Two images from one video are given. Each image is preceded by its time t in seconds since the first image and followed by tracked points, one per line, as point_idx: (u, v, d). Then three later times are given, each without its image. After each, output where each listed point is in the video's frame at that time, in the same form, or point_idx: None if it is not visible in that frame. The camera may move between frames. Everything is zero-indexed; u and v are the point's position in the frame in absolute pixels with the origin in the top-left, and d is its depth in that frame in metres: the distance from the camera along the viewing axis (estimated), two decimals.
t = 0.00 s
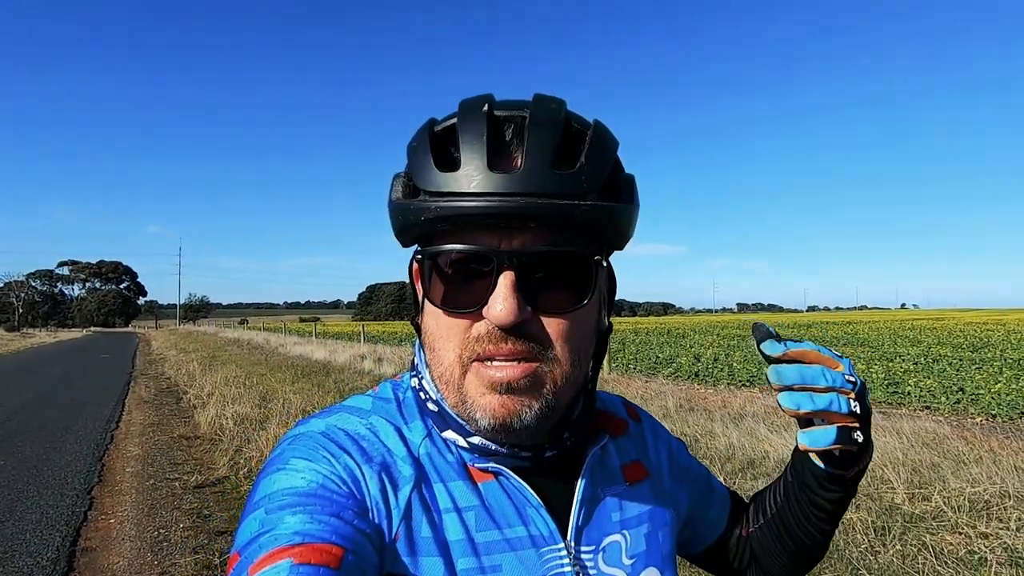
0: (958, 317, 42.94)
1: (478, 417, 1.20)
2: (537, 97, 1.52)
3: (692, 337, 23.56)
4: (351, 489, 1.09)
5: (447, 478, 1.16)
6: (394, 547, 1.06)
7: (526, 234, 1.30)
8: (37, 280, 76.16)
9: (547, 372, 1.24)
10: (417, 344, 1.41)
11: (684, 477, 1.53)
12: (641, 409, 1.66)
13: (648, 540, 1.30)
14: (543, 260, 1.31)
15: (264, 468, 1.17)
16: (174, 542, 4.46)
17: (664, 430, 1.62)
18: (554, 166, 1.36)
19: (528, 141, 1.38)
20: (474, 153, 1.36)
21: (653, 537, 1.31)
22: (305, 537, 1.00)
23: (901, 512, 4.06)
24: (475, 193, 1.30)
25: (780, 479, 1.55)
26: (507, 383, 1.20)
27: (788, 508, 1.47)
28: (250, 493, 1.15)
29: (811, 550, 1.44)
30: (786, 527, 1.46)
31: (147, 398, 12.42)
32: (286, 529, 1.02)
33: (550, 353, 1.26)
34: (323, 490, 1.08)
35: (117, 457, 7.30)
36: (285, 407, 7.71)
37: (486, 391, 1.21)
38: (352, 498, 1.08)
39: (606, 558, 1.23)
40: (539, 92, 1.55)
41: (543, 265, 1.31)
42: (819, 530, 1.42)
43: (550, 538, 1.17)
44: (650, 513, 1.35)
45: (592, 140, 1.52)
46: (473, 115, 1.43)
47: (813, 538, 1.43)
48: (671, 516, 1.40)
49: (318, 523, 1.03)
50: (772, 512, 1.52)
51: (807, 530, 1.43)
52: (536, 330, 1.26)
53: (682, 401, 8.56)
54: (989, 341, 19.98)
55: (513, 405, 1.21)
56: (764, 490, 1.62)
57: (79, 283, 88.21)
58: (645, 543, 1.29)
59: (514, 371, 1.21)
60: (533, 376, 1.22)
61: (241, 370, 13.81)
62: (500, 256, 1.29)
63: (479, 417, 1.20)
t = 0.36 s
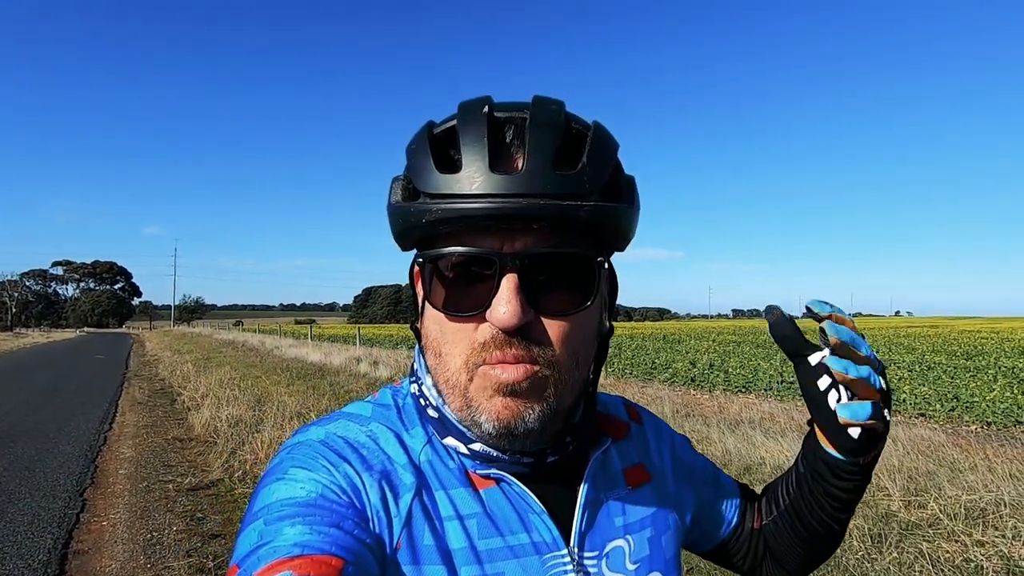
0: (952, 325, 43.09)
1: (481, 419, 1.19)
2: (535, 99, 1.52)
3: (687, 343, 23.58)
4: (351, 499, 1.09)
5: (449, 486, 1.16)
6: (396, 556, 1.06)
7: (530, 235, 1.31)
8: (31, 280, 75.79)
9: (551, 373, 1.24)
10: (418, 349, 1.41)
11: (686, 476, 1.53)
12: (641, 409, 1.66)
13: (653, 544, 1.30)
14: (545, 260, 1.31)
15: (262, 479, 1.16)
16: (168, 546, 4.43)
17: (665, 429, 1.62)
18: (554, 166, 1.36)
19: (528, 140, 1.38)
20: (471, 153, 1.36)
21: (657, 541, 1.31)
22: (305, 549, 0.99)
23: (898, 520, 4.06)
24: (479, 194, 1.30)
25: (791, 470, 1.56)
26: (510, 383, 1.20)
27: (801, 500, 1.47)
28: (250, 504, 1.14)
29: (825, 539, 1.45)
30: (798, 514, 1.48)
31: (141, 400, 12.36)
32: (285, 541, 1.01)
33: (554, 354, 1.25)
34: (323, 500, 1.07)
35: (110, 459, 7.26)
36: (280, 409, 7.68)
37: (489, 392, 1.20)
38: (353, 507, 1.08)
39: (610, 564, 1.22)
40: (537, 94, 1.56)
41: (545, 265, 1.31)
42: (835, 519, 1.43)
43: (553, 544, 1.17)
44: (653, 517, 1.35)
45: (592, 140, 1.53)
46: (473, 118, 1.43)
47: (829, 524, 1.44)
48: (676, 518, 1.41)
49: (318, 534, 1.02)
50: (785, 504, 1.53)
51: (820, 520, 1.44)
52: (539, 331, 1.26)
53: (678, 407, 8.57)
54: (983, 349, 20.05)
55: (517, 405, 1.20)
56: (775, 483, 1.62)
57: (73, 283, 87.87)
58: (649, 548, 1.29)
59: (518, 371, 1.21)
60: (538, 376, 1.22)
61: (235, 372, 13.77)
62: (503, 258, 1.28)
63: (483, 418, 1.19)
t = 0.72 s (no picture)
0: (951, 331, 43.10)
1: (536, 425, 1.20)
2: (503, 100, 1.53)
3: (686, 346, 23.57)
4: (345, 504, 1.08)
5: (445, 489, 1.17)
6: (390, 561, 1.06)
7: (549, 235, 1.32)
8: (30, 277, 75.66)
9: (583, 368, 1.27)
10: (416, 367, 1.38)
11: (687, 474, 1.52)
12: (638, 407, 1.66)
13: (650, 549, 1.28)
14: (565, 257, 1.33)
15: (255, 485, 1.15)
16: (163, 545, 4.42)
17: (663, 426, 1.60)
18: (561, 163, 1.40)
19: (530, 145, 1.41)
20: (484, 164, 1.32)
21: (656, 545, 1.30)
22: (297, 556, 0.98)
23: (896, 526, 4.06)
24: (502, 207, 1.27)
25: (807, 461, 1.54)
26: (560, 386, 1.21)
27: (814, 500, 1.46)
28: (239, 511, 1.13)
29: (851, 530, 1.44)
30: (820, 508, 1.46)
31: (138, 399, 12.32)
32: (277, 548, 0.99)
33: (583, 349, 1.28)
34: (315, 506, 1.06)
35: (107, 458, 7.24)
36: (278, 409, 7.66)
37: (541, 399, 1.20)
38: (346, 513, 1.07)
39: (608, 568, 1.22)
40: (499, 94, 1.56)
41: (564, 264, 1.33)
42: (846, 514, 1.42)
43: (551, 548, 1.16)
44: (652, 521, 1.33)
45: (570, 133, 1.57)
46: (465, 128, 1.39)
47: (854, 514, 1.42)
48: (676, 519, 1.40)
49: (310, 541, 1.01)
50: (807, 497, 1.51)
51: (839, 512, 1.43)
52: (570, 328, 1.28)
53: (676, 411, 8.55)
54: (983, 355, 20.05)
55: (566, 405, 1.22)
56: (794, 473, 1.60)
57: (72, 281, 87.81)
58: (646, 554, 1.27)
59: (565, 372, 1.22)
60: (576, 372, 1.25)
61: (232, 372, 13.74)
62: (534, 263, 1.28)
63: (537, 424, 1.20)
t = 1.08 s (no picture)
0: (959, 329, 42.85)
1: (542, 423, 1.19)
2: (511, 88, 1.52)
3: (692, 343, 23.51)
4: (333, 514, 1.07)
5: (439, 495, 1.16)
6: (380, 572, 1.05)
7: (556, 226, 1.31)
8: (38, 271, 76.14)
9: (589, 364, 1.26)
10: (417, 362, 1.37)
11: (697, 474, 1.50)
12: (643, 404, 1.65)
13: (655, 555, 1.27)
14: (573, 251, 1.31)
15: (242, 491, 1.15)
16: (169, 539, 4.44)
17: (669, 422, 1.59)
18: (568, 152, 1.40)
19: (538, 132, 1.40)
20: (490, 152, 1.32)
21: (662, 550, 1.29)
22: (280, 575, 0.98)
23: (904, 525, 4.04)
24: (508, 194, 1.26)
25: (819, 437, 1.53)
26: (566, 382, 1.20)
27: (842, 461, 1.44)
28: (226, 520, 1.13)
29: (888, 488, 1.41)
30: (852, 486, 1.43)
31: (145, 392, 12.38)
32: (261, 564, 0.99)
33: (590, 345, 1.27)
34: (300, 517, 1.06)
35: (113, 451, 7.28)
36: (283, 404, 7.68)
37: (546, 396, 1.19)
38: (334, 524, 1.06)
39: None
40: (506, 81, 1.55)
41: (571, 259, 1.32)
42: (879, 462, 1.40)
43: (552, 554, 1.15)
44: (658, 525, 1.32)
45: (578, 123, 1.56)
46: (472, 115, 1.39)
47: (889, 482, 1.41)
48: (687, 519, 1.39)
49: (293, 558, 1.00)
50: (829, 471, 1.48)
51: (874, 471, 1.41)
52: (576, 324, 1.27)
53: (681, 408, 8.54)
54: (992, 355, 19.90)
55: (572, 403, 1.21)
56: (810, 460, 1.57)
57: (80, 276, 88.33)
58: (652, 560, 1.26)
59: (571, 368, 1.21)
60: (583, 369, 1.24)
61: (238, 366, 13.78)
62: (538, 256, 1.27)
63: (544, 422, 1.19)
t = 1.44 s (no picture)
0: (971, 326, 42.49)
1: (531, 424, 1.19)
2: (501, 86, 1.52)
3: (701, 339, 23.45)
4: (322, 514, 1.07)
5: (429, 495, 1.16)
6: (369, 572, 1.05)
7: (545, 227, 1.31)
8: (50, 264, 76.81)
9: (580, 366, 1.25)
10: (407, 363, 1.37)
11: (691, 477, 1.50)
12: (638, 406, 1.64)
13: (648, 556, 1.27)
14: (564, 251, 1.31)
15: (232, 491, 1.15)
16: (177, 530, 4.47)
17: (664, 424, 1.58)
18: (558, 151, 1.40)
19: (527, 133, 1.40)
20: (478, 153, 1.32)
21: (653, 551, 1.29)
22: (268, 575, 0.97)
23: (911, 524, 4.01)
24: (498, 195, 1.26)
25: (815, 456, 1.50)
26: (556, 383, 1.20)
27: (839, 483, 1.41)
28: (216, 521, 1.12)
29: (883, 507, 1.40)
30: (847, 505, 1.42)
31: (155, 385, 12.48)
32: (249, 566, 0.99)
33: (581, 346, 1.27)
34: (289, 517, 1.05)
35: (123, 442, 7.34)
36: (290, 397, 7.72)
37: (535, 397, 1.19)
38: (323, 524, 1.06)
39: None
40: (498, 80, 1.55)
41: (561, 259, 1.32)
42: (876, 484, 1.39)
43: (541, 555, 1.15)
44: (650, 527, 1.32)
45: (569, 121, 1.56)
46: (461, 115, 1.39)
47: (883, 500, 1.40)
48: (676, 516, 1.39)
49: (282, 558, 1.00)
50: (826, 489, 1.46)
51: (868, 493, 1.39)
52: (567, 324, 1.27)
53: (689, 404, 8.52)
54: (1005, 353, 19.71)
55: (562, 404, 1.21)
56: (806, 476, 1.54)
57: (91, 269, 89.08)
58: (644, 561, 1.26)
59: (560, 368, 1.21)
60: (575, 370, 1.23)
61: (248, 359, 13.87)
62: (529, 256, 1.27)
63: (532, 423, 1.19)
